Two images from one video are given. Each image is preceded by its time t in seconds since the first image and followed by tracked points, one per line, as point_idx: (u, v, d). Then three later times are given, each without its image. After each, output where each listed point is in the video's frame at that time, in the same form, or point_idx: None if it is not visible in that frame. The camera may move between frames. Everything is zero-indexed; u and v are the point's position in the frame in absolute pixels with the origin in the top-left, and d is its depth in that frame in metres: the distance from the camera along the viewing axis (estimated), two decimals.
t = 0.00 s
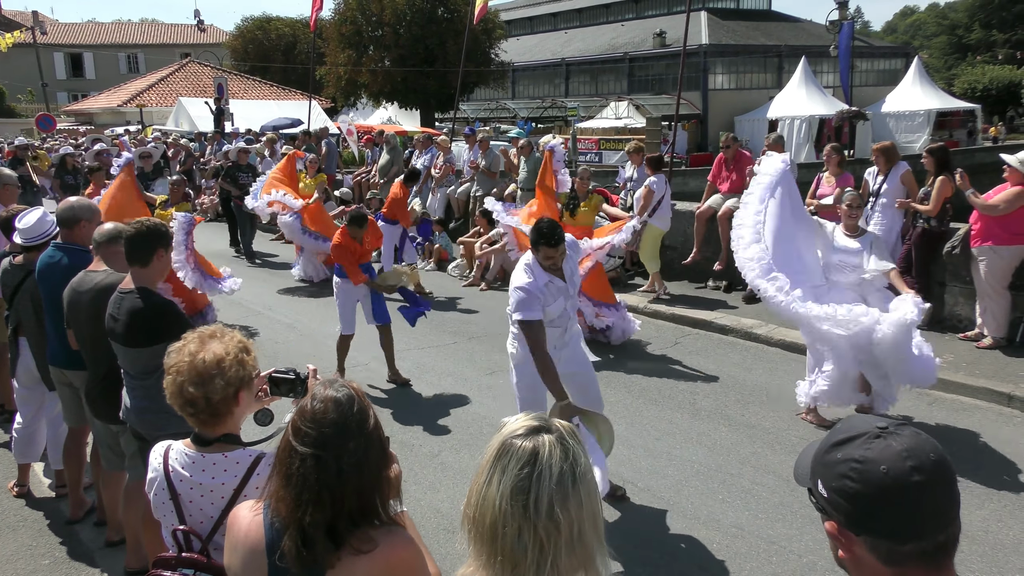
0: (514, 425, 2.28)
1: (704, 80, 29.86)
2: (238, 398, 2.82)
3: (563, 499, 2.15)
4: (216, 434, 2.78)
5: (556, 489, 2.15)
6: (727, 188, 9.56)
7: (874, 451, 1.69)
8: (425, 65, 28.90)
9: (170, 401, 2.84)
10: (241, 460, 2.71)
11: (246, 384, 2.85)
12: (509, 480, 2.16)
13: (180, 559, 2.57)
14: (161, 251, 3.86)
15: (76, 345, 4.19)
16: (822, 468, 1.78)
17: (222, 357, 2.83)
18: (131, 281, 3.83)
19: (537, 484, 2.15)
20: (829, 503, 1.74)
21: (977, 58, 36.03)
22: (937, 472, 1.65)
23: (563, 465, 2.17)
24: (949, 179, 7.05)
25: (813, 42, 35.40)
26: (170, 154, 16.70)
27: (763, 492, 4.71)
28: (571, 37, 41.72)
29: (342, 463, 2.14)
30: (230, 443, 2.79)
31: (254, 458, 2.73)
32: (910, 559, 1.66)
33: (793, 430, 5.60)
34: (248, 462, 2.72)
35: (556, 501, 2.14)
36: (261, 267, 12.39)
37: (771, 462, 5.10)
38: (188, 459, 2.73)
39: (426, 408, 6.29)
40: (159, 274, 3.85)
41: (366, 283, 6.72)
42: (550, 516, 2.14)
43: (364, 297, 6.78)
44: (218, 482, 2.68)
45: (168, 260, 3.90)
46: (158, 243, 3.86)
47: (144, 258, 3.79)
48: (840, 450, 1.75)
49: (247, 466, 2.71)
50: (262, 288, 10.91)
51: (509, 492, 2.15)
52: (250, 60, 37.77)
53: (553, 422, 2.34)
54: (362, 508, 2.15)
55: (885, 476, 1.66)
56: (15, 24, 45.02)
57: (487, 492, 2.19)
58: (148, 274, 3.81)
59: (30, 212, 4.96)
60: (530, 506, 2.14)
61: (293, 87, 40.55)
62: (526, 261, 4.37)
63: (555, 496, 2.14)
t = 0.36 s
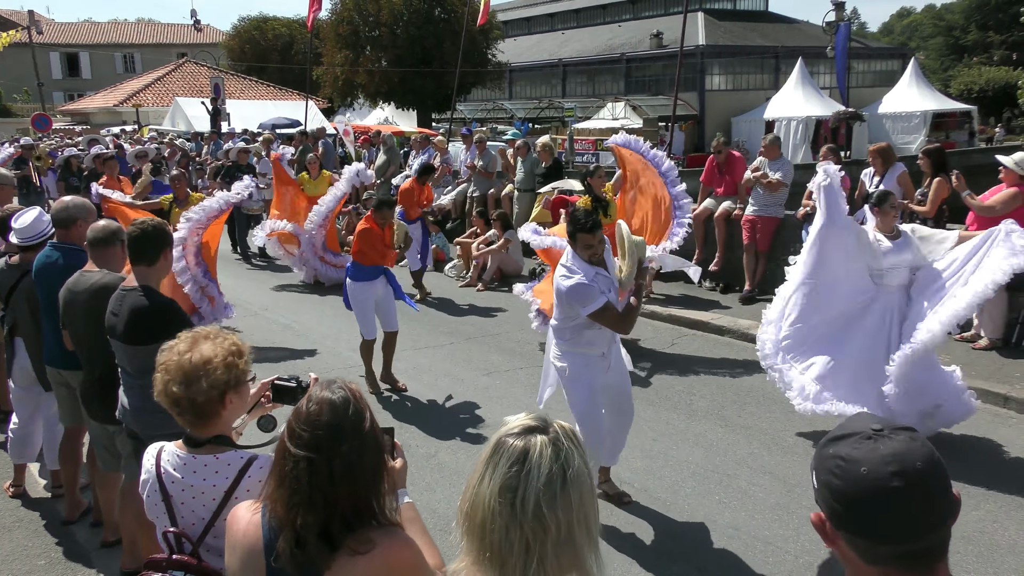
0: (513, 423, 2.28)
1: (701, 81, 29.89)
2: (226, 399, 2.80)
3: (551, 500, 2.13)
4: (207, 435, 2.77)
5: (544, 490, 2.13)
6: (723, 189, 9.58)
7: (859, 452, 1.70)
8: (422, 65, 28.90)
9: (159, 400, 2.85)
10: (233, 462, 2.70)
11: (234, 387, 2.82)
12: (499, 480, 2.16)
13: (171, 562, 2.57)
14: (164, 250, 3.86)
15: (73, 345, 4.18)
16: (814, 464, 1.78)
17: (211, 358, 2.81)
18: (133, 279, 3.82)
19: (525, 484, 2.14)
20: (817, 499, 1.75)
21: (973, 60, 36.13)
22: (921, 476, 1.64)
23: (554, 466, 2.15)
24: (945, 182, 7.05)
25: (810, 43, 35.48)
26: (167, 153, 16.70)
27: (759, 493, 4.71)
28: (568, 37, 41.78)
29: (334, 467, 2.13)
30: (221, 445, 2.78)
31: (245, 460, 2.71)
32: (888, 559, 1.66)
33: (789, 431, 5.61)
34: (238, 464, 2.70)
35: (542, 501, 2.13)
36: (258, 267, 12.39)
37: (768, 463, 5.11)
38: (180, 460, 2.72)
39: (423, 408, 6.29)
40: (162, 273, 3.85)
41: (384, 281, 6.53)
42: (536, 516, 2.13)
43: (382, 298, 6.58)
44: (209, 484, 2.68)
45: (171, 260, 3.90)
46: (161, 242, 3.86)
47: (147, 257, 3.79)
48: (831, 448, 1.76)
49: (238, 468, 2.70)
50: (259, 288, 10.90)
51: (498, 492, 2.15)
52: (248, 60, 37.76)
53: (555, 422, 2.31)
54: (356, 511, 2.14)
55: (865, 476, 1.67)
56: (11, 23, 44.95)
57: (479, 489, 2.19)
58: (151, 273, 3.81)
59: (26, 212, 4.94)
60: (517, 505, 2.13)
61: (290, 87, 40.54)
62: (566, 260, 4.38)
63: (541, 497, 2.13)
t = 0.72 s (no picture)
0: (511, 422, 2.26)
1: (698, 82, 29.93)
2: (210, 400, 2.78)
3: (541, 499, 2.11)
4: (192, 437, 2.75)
5: (536, 489, 2.11)
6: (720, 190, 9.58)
7: (853, 451, 1.70)
8: (420, 65, 28.90)
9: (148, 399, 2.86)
10: (216, 464, 2.68)
11: (219, 388, 2.80)
12: (490, 477, 2.15)
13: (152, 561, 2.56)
14: (159, 252, 3.85)
15: (70, 346, 4.17)
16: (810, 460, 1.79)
17: (196, 359, 2.80)
18: (129, 281, 3.81)
19: (516, 482, 2.12)
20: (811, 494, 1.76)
21: (969, 61, 36.22)
22: (911, 480, 1.63)
23: (547, 465, 2.13)
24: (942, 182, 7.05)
25: (807, 45, 35.54)
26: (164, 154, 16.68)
27: (755, 493, 4.71)
28: (565, 38, 41.79)
29: (338, 476, 2.13)
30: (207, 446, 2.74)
31: (229, 462, 2.70)
32: (875, 558, 1.66)
33: (786, 431, 5.62)
34: (222, 466, 2.69)
35: (532, 500, 2.11)
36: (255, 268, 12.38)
37: (765, 464, 5.11)
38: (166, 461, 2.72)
39: (421, 409, 6.29)
40: (158, 275, 3.84)
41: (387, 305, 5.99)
42: (524, 514, 2.11)
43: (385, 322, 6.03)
44: (193, 484, 2.66)
45: (167, 261, 3.90)
46: (157, 244, 3.85)
47: (143, 259, 3.78)
48: (827, 445, 1.77)
49: (222, 470, 2.68)
50: (256, 289, 10.89)
51: (490, 490, 2.14)
52: (245, 61, 37.69)
53: (554, 422, 2.28)
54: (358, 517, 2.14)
55: (854, 476, 1.67)
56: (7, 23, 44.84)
57: (473, 484, 2.19)
58: (147, 275, 3.80)
59: (23, 212, 4.94)
60: (507, 504, 2.12)
61: (287, 88, 40.54)
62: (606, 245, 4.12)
63: (531, 495, 2.11)
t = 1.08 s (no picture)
0: (508, 422, 2.25)
1: (695, 83, 29.95)
2: (193, 403, 2.74)
3: (538, 498, 2.11)
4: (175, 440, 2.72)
5: (532, 488, 2.11)
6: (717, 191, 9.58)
7: (862, 453, 1.69)
8: (417, 67, 28.89)
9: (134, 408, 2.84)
10: (200, 465, 2.66)
11: (201, 391, 2.76)
12: (485, 477, 2.15)
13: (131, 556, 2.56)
14: (156, 252, 3.85)
15: (69, 348, 4.16)
16: (816, 460, 1.79)
17: (171, 365, 2.76)
18: (126, 283, 3.81)
19: (512, 481, 2.12)
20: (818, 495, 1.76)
21: (966, 62, 36.28)
22: (921, 478, 1.64)
23: (543, 464, 2.13)
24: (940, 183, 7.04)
25: (804, 46, 35.61)
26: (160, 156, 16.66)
27: (753, 494, 4.72)
28: (561, 40, 41.76)
29: (351, 478, 2.13)
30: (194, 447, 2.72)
31: (213, 464, 2.67)
32: (886, 558, 1.66)
33: (784, 432, 5.62)
34: (205, 468, 2.66)
35: (529, 499, 2.10)
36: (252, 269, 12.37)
37: (763, 464, 5.11)
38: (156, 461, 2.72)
39: (419, 410, 6.29)
40: (155, 275, 3.83)
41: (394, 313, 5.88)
42: (520, 514, 2.10)
43: (390, 332, 5.90)
44: (177, 485, 2.65)
45: (164, 262, 3.89)
46: (153, 244, 3.85)
47: (140, 260, 3.78)
48: (833, 446, 1.76)
49: (205, 471, 2.65)
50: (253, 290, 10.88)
51: (485, 490, 2.14)
52: (242, 63, 37.71)
53: (549, 421, 2.28)
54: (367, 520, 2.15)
55: (866, 479, 1.66)
56: (4, 24, 44.78)
57: (470, 485, 2.19)
58: (144, 275, 3.80)
59: (19, 214, 4.93)
60: (502, 503, 2.12)
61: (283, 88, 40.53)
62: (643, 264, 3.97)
63: (527, 494, 2.11)
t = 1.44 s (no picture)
0: (507, 424, 2.25)
1: (692, 85, 30.00)
2: (187, 406, 2.75)
3: (539, 499, 2.11)
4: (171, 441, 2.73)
5: (533, 489, 2.11)
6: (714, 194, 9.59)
7: (866, 452, 1.70)
8: (414, 68, 28.89)
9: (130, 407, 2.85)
10: (195, 466, 2.65)
11: (197, 393, 2.77)
12: (486, 478, 2.15)
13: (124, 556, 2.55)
14: (155, 254, 3.84)
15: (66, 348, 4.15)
16: (819, 460, 1.79)
17: (164, 368, 2.77)
18: (124, 284, 3.80)
19: (513, 482, 2.11)
20: (822, 494, 1.76)
21: (962, 64, 36.36)
22: (926, 473, 1.65)
23: (543, 466, 2.12)
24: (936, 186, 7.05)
25: (801, 48, 35.71)
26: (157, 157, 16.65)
27: (750, 495, 4.72)
28: (559, 41, 41.81)
29: (340, 478, 2.12)
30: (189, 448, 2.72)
31: (208, 464, 2.66)
32: (893, 556, 1.67)
33: (780, 433, 5.63)
34: (200, 469, 2.65)
35: (531, 500, 2.10)
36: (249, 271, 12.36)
37: (759, 465, 5.12)
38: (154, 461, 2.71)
39: (417, 411, 6.29)
40: (154, 277, 3.83)
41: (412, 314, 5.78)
42: (521, 515, 2.10)
43: (409, 333, 5.80)
44: (173, 485, 2.64)
45: (163, 263, 3.88)
46: (153, 246, 3.84)
47: (139, 262, 3.77)
48: (836, 446, 1.76)
49: (199, 472, 2.64)
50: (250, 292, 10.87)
51: (486, 492, 2.14)
52: (239, 64, 37.70)
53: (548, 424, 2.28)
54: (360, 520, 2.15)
55: (873, 477, 1.66)
56: None
57: (469, 487, 2.19)
58: (142, 277, 3.79)
59: (16, 216, 4.91)
60: (503, 504, 2.11)
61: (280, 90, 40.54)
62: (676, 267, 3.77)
63: (529, 495, 2.10)
